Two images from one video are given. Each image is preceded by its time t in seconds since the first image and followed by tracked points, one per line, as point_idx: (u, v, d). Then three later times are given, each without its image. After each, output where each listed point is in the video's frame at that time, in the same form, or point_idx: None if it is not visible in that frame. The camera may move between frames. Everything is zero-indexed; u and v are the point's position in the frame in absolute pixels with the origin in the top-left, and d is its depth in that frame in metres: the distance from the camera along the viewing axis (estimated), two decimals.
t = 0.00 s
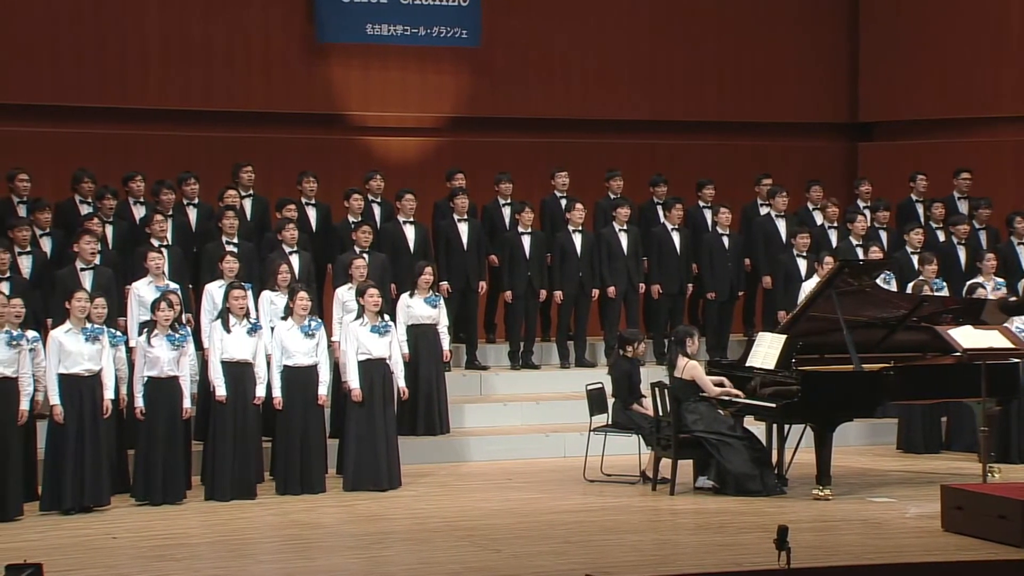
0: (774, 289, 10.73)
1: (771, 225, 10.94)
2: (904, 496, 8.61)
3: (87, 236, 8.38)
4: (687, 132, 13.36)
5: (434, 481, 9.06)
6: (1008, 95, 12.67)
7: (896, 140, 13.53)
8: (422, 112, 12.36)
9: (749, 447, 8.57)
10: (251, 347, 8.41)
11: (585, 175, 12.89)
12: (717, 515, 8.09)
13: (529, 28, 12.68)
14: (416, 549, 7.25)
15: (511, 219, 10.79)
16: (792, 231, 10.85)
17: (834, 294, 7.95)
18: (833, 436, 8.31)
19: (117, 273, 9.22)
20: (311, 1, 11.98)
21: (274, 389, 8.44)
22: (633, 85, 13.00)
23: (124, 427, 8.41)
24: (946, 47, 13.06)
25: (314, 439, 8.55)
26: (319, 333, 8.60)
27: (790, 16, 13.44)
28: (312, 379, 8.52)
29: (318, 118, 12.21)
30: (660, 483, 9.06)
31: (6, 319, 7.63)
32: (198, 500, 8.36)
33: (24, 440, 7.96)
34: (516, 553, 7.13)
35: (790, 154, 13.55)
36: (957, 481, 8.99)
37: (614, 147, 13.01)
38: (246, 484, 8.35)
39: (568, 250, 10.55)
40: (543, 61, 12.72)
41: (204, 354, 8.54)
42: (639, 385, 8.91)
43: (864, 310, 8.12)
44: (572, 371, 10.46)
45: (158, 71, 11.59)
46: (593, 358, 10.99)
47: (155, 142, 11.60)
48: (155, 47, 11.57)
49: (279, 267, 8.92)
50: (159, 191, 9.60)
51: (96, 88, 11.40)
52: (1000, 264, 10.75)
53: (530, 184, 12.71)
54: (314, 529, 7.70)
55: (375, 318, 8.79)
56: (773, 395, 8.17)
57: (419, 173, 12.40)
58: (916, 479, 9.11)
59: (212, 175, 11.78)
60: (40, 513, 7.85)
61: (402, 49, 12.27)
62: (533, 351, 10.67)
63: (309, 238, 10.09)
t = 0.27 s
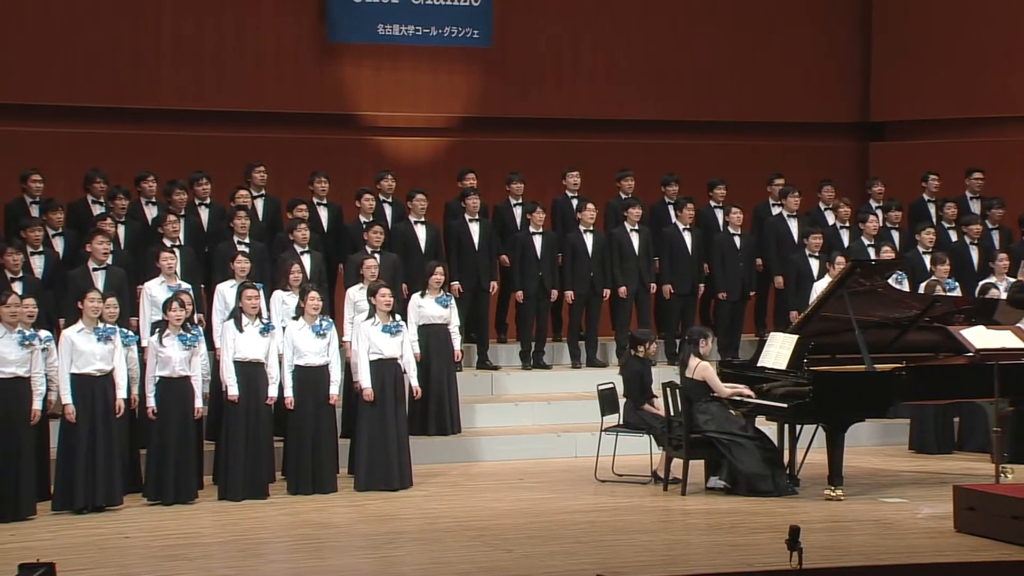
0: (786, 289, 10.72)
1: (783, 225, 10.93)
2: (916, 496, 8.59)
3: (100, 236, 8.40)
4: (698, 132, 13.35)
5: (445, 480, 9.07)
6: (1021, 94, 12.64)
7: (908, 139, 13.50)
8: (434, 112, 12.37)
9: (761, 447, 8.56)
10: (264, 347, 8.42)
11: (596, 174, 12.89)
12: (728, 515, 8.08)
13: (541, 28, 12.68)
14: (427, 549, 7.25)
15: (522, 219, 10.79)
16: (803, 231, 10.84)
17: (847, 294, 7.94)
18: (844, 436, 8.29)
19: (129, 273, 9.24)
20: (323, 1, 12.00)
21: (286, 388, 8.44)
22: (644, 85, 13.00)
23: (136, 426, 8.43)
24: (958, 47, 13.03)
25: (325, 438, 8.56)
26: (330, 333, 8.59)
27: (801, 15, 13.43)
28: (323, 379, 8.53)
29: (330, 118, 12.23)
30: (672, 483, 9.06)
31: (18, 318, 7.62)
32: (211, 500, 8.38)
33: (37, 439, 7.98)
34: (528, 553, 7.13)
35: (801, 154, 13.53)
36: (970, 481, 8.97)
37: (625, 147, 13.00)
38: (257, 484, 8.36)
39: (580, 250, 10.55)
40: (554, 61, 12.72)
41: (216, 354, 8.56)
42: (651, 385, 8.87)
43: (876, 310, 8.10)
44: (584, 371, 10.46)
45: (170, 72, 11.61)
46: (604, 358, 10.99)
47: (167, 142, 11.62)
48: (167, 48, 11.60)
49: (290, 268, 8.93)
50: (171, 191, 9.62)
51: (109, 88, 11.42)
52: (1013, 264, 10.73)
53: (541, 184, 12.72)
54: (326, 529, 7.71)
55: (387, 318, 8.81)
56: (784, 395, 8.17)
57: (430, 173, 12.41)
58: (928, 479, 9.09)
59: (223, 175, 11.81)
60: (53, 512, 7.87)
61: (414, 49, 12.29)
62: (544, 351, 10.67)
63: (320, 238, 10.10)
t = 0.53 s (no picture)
0: (799, 289, 10.71)
1: (796, 225, 10.92)
2: (929, 496, 8.57)
3: (113, 236, 8.41)
4: (709, 132, 13.33)
5: (457, 480, 9.07)
6: None
7: (919, 139, 13.47)
8: (445, 112, 12.37)
9: (773, 447, 8.54)
10: (277, 347, 8.42)
11: (607, 175, 12.88)
12: (741, 515, 8.07)
13: (552, 28, 12.67)
14: (439, 549, 7.25)
15: (534, 218, 10.79)
16: (816, 231, 10.83)
17: (859, 294, 7.91)
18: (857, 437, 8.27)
19: (142, 272, 9.26)
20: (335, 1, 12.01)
21: (299, 388, 8.44)
22: (655, 85, 12.98)
23: (149, 426, 8.46)
24: (970, 46, 13.00)
25: (338, 438, 8.57)
26: (342, 332, 8.59)
27: (812, 15, 13.41)
28: (335, 379, 8.53)
29: (341, 118, 12.23)
30: (684, 483, 9.05)
31: (31, 318, 7.64)
32: (223, 499, 8.40)
33: (50, 438, 7.99)
34: (539, 553, 7.13)
35: (812, 154, 13.51)
36: (983, 482, 8.95)
37: (636, 147, 13.00)
38: (269, 484, 8.37)
39: (591, 250, 10.55)
40: (565, 61, 12.71)
41: (229, 354, 8.56)
42: (663, 385, 8.85)
43: (888, 310, 8.08)
44: (596, 371, 10.46)
45: (182, 72, 11.63)
46: (616, 358, 10.99)
47: (178, 142, 11.64)
48: (179, 48, 11.61)
49: (302, 268, 8.93)
50: (183, 191, 9.64)
51: (122, 87, 11.44)
52: None
53: (551, 184, 12.71)
54: (338, 528, 7.71)
55: (399, 318, 8.81)
56: (796, 396, 8.15)
57: (442, 174, 12.42)
58: (941, 479, 9.07)
59: (234, 175, 11.82)
60: (66, 511, 7.89)
61: (425, 49, 12.31)
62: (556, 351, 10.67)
63: (332, 238, 10.11)
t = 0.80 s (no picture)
0: (811, 289, 10.69)
1: (808, 225, 10.91)
2: (942, 497, 8.55)
3: (126, 236, 8.42)
4: (721, 131, 13.31)
5: (469, 480, 9.07)
6: None
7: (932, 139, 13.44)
8: (456, 112, 12.38)
9: (785, 448, 8.53)
10: (289, 346, 8.42)
11: (618, 174, 12.88)
12: (753, 515, 8.06)
13: (564, 28, 12.67)
14: (451, 549, 7.25)
15: (545, 218, 10.78)
16: (829, 230, 10.81)
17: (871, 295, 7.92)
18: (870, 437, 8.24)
19: (154, 272, 9.27)
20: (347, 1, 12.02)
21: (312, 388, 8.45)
22: (667, 84, 12.97)
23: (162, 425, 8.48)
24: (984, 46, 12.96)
25: (350, 436, 8.57)
26: (355, 331, 8.60)
27: (824, 15, 13.39)
28: (347, 379, 8.54)
29: (353, 118, 12.24)
30: (695, 483, 9.04)
31: (45, 318, 7.67)
32: (235, 499, 8.42)
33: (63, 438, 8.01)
34: (552, 553, 7.12)
35: (824, 154, 13.49)
36: (996, 482, 8.93)
37: (647, 147, 12.99)
38: (281, 484, 8.38)
39: (604, 249, 10.55)
40: (577, 61, 12.71)
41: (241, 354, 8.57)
42: (674, 385, 8.83)
43: (900, 309, 8.06)
44: (608, 371, 10.45)
45: (194, 72, 11.64)
46: (628, 358, 10.98)
47: (190, 142, 11.67)
48: (191, 48, 11.63)
49: (315, 268, 8.95)
50: (196, 191, 9.66)
51: (135, 87, 11.47)
52: None
53: (563, 184, 12.71)
54: (350, 528, 7.71)
55: (411, 318, 8.81)
56: (808, 396, 8.13)
57: (453, 173, 12.43)
58: (954, 480, 9.05)
59: (247, 175, 11.84)
60: (79, 510, 7.91)
61: (437, 49, 12.31)
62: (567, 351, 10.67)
63: (344, 237, 10.12)
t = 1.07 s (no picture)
0: (824, 289, 10.67)
1: (820, 225, 10.90)
2: (955, 497, 8.53)
3: (138, 236, 8.45)
4: (732, 131, 13.30)
5: (481, 480, 9.06)
6: None
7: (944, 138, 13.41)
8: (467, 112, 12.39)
9: (798, 448, 8.51)
10: (300, 346, 8.43)
11: (629, 174, 12.87)
12: (765, 515, 8.05)
13: (575, 28, 12.66)
14: (463, 548, 7.26)
15: (557, 218, 10.77)
16: (841, 230, 10.79)
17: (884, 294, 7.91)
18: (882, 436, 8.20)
19: (166, 272, 9.29)
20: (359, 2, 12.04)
21: (324, 387, 8.45)
22: (679, 84, 12.96)
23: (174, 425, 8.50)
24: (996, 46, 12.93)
25: (362, 434, 8.58)
26: (367, 331, 8.61)
27: (836, 14, 13.37)
28: (360, 379, 8.56)
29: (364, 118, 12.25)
30: (707, 483, 9.02)
31: (57, 319, 7.69)
32: (247, 498, 8.43)
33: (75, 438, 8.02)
34: (564, 553, 7.12)
35: (836, 154, 13.47)
36: (1009, 483, 8.90)
37: (658, 147, 12.98)
38: (292, 484, 8.39)
39: (615, 249, 10.54)
40: (588, 61, 12.70)
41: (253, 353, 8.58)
42: (686, 385, 8.81)
43: (913, 309, 8.05)
44: (619, 372, 10.45)
45: (205, 73, 11.66)
46: (639, 358, 10.97)
47: (201, 142, 11.69)
48: (202, 48, 11.64)
49: (327, 268, 8.95)
50: (208, 191, 9.67)
51: (146, 88, 11.49)
52: None
53: (574, 184, 12.71)
54: (361, 528, 7.72)
55: (423, 318, 8.82)
56: (821, 397, 8.11)
57: (464, 173, 12.44)
58: (967, 481, 9.03)
59: (258, 175, 11.85)
60: (92, 509, 7.93)
61: (449, 49, 12.32)
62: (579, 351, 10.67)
63: (356, 238, 10.13)
